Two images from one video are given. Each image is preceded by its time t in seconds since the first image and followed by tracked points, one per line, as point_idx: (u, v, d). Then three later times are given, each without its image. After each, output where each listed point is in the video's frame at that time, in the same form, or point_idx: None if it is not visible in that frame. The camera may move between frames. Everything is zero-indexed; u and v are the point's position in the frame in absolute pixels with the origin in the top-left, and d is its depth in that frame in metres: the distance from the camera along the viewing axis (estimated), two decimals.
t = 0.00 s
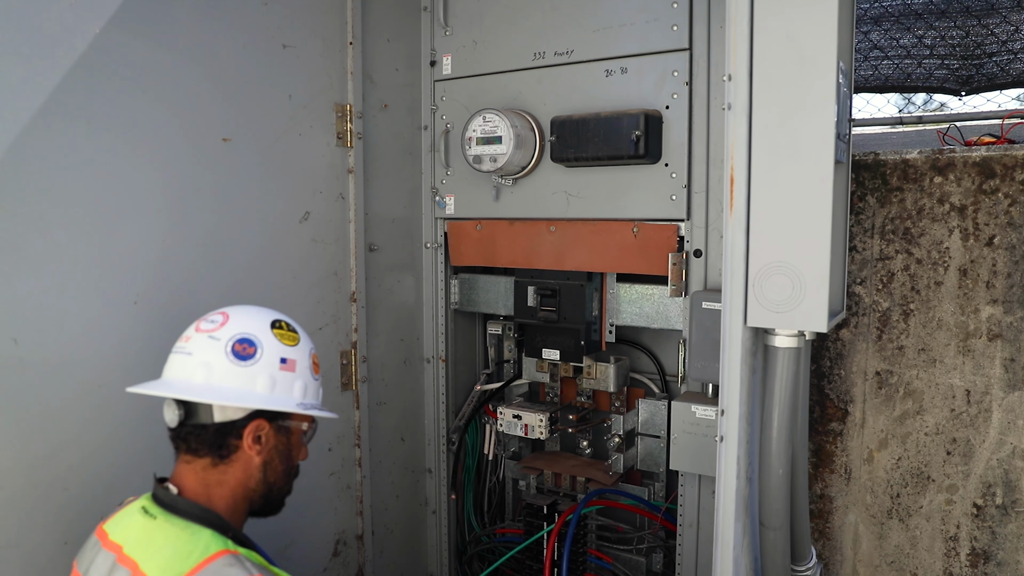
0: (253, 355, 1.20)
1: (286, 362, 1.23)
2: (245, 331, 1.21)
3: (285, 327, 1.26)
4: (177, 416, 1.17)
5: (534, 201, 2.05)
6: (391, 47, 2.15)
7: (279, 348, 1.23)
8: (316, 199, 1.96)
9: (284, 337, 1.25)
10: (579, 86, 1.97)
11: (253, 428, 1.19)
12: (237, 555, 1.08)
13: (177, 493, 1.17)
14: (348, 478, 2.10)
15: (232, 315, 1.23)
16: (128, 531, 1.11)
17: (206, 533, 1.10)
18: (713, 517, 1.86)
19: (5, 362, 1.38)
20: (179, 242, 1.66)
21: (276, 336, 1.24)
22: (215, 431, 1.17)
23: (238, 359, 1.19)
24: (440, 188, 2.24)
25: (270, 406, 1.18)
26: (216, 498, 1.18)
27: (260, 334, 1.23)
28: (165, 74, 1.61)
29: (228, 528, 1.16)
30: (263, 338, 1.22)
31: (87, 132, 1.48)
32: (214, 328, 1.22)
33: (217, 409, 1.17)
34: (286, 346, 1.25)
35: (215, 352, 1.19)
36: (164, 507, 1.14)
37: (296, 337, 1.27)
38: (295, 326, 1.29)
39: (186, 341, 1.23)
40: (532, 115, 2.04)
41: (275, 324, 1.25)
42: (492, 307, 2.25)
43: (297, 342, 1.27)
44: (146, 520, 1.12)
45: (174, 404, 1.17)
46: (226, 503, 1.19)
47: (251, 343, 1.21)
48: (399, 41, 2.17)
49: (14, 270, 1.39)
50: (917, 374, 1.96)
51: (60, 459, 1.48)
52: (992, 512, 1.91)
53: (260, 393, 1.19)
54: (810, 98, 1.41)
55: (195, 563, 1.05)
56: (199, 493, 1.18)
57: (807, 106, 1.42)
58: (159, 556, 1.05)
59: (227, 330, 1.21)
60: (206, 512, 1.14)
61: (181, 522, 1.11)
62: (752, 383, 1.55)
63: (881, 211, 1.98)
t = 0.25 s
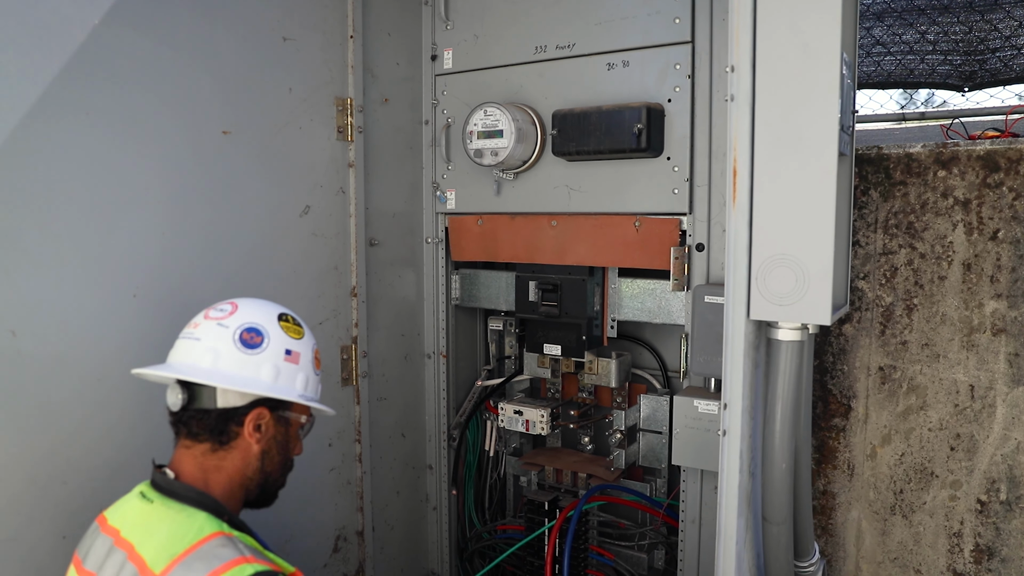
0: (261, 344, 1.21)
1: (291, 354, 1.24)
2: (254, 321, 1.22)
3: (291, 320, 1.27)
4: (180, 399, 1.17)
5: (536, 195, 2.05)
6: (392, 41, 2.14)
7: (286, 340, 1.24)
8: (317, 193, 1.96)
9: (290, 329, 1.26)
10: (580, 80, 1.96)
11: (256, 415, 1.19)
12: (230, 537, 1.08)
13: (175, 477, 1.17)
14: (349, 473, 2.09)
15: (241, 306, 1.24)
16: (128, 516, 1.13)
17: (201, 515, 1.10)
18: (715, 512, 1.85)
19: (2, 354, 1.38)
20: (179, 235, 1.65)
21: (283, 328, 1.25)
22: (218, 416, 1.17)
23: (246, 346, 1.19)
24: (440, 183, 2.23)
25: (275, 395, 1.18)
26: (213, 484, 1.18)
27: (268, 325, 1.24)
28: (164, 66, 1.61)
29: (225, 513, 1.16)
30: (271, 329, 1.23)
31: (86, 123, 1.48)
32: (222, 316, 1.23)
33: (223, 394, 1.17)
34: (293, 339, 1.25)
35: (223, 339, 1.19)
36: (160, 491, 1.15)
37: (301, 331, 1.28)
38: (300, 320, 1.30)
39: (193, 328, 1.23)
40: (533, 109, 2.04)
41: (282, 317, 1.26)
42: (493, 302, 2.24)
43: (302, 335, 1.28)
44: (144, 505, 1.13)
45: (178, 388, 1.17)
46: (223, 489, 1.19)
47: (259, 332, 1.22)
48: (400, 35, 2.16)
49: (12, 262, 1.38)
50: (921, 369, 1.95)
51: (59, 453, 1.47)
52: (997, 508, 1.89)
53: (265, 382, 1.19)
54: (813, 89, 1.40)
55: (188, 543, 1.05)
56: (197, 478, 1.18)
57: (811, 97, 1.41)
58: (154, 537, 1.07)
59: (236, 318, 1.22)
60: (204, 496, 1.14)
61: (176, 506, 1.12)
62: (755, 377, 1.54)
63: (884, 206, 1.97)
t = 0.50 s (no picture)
0: (261, 333, 1.20)
1: (291, 345, 1.23)
2: (256, 310, 1.22)
3: (294, 314, 1.27)
4: (180, 385, 1.18)
5: (537, 190, 2.04)
6: (393, 36, 2.13)
7: (287, 331, 1.23)
8: (317, 187, 1.95)
9: (292, 322, 1.26)
10: (582, 74, 1.95)
11: (253, 403, 1.18)
12: (228, 524, 1.07)
13: (173, 466, 1.17)
14: (349, 469, 2.08)
15: (245, 297, 1.25)
16: (126, 505, 1.13)
17: (198, 502, 1.10)
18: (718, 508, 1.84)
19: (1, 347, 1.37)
20: (179, 228, 1.65)
21: (285, 320, 1.25)
22: (214, 403, 1.17)
23: (246, 334, 1.19)
24: (442, 178, 2.23)
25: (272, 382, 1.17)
26: (211, 472, 1.18)
27: (270, 315, 1.23)
28: (164, 58, 1.60)
29: (223, 502, 1.15)
30: (273, 319, 1.23)
31: (85, 115, 1.47)
32: (226, 306, 1.23)
33: (222, 381, 1.16)
34: (294, 331, 1.25)
35: (224, 326, 1.20)
36: (158, 480, 1.15)
37: (304, 325, 1.28)
38: (303, 315, 1.30)
39: (197, 317, 1.24)
40: (535, 103, 2.03)
41: (285, 309, 1.26)
42: (494, 298, 2.23)
43: (304, 329, 1.27)
44: (142, 493, 1.13)
45: (179, 374, 1.18)
46: (221, 478, 1.18)
47: (261, 322, 1.21)
48: (401, 29, 2.15)
49: (11, 254, 1.37)
50: (924, 364, 1.94)
51: (59, 446, 1.46)
52: (1001, 504, 1.88)
53: (263, 371, 1.18)
54: (817, 80, 1.40)
55: (185, 528, 1.05)
56: (195, 466, 1.17)
57: (815, 88, 1.40)
58: (151, 524, 1.06)
59: (239, 308, 1.22)
60: (201, 484, 1.14)
61: (173, 493, 1.12)
62: (758, 370, 1.53)
63: (887, 200, 1.96)
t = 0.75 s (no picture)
0: (265, 322, 1.20)
1: (295, 334, 1.22)
2: (261, 300, 1.22)
3: (298, 304, 1.27)
4: (186, 374, 1.18)
5: (540, 184, 2.03)
6: (394, 29, 2.12)
7: (291, 320, 1.23)
8: (319, 181, 1.94)
9: (297, 312, 1.25)
10: (584, 67, 1.94)
11: (257, 392, 1.17)
12: (230, 516, 1.06)
13: (176, 457, 1.16)
14: (351, 465, 2.07)
15: (250, 287, 1.25)
16: (128, 496, 1.12)
17: (201, 494, 1.09)
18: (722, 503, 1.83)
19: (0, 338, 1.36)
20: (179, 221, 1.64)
21: (289, 310, 1.24)
22: (219, 390, 1.16)
23: (250, 322, 1.18)
24: (444, 172, 2.21)
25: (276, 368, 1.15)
26: (215, 463, 1.17)
27: (274, 305, 1.23)
28: (165, 49, 1.59)
29: (225, 493, 1.14)
30: (277, 308, 1.23)
31: (85, 106, 1.46)
32: (231, 295, 1.23)
33: (228, 369, 1.16)
34: (298, 321, 1.24)
35: (229, 314, 1.19)
36: (160, 471, 1.14)
37: (308, 315, 1.27)
38: (308, 307, 1.29)
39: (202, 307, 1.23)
40: (537, 96, 2.02)
41: (289, 300, 1.26)
42: (496, 293, 2.21)
43: (308, 319, 1.26)
44: (145, 484, 1.13)
45: (184, 363, 1.18)
46: (224, 470, 1.17)
47: (265, 311, 1.21)
48: (402, 23, 2.14)
49: (10, 246, 1.37)
50: (929, 359, 1.93)
51: (59, 439, 1.46)
52: (1006, 499, 1.87)
53: (266, 358, 1.17)
54: (822, 70, 1.39)
55: (187, 520, 1.04)
56: (198, 457, 1.17)
57: (819, 78, 1.39)
58: (153, 516, 1.06)
59: (243, 297, 1.22)
60: (204, 475, 1.14)
61: (176, 484, 1.11)
62: (762, 363, 1.52)
63: (891, 194, 1.95)
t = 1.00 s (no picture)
0: (271, 313, 1.19)
1: (300, 327, 1.22)
2: (267, 292, 1.22)
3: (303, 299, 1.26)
4: (189, 365, 1.17)
5: (542, 179, 2.02)
6: (396, 24, 2.11)
7: (296, 313, 1.22)
8: (320, 176, 1.93)
9: (302, 306, 1.25)
10: (587, 61, 1.93)
11: (261, 383, 1.16)
12: (229, 511, 1.06)
13: (177, 450, 1.15)
14: (352, 461, 2.06)
15: (255, 281, 1.24)
16: (127, 489, 1.11)
17: (201, 488, 1.08)
18: (725, 499, 1.82)
19: None
20: (180, 214, 1.63)
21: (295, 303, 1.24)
22: (224, 380, 1.15)
23: (256, 313, 1.18)
24: (445, 167, 2.21)
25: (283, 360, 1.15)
26: (216, 457, 1.16)
27: (280, 298, 1.23)
28: (165, 41, 1.59)
29: (225, 488, 1.13)
30: (283, 301, 1.22)
31: (84, 98, 1.46)
32: (236, 288, 1.22)
33: (230, 360, 1.16)
34: (303, 314, 1.24)
35: (235, 306, 1.18)
36: (161, 465, 1.13)
37: (313, 309, 1.27)
38: (312, 302, 1.29)
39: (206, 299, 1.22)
40: (539, 90, 2.01)
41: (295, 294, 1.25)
42: (498, 289, 2.20)
43: (313, 313, 1.26)
44: (145, 478, 1.12)
45: (189, 355, 1.17)
46: (225, 465, 1.16)
47: (271, 303, 1.21)
48: (404, 17, 2.13)
49: (9, 238, 1.36)
50: (933, 355, 1.91)
51: (59, 433, 1.45)
52: (1011, 496, 1.86)
53: (272, 350, 1.16)
54: (826, 62, 1.38)
55: (186, 516, 1.03)
56: (199, 451, 1.15)
57: (823, 69, 1.38)
58: (152, 510, 1.05)
59: (249, 290, 1.22)
60: (204, 469, 1.12)
61: (176, 478, 1.10)
62: (767, 358, 1.51)
63: (895, 188, 1.94)
